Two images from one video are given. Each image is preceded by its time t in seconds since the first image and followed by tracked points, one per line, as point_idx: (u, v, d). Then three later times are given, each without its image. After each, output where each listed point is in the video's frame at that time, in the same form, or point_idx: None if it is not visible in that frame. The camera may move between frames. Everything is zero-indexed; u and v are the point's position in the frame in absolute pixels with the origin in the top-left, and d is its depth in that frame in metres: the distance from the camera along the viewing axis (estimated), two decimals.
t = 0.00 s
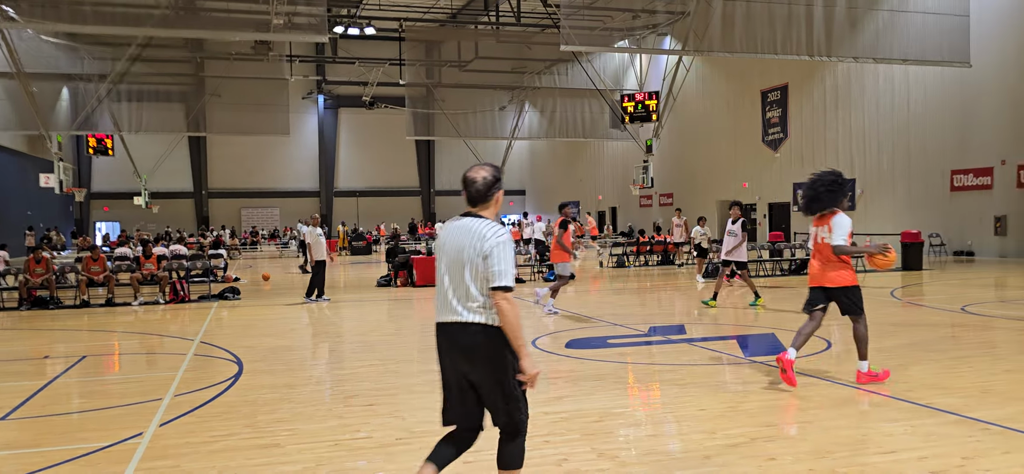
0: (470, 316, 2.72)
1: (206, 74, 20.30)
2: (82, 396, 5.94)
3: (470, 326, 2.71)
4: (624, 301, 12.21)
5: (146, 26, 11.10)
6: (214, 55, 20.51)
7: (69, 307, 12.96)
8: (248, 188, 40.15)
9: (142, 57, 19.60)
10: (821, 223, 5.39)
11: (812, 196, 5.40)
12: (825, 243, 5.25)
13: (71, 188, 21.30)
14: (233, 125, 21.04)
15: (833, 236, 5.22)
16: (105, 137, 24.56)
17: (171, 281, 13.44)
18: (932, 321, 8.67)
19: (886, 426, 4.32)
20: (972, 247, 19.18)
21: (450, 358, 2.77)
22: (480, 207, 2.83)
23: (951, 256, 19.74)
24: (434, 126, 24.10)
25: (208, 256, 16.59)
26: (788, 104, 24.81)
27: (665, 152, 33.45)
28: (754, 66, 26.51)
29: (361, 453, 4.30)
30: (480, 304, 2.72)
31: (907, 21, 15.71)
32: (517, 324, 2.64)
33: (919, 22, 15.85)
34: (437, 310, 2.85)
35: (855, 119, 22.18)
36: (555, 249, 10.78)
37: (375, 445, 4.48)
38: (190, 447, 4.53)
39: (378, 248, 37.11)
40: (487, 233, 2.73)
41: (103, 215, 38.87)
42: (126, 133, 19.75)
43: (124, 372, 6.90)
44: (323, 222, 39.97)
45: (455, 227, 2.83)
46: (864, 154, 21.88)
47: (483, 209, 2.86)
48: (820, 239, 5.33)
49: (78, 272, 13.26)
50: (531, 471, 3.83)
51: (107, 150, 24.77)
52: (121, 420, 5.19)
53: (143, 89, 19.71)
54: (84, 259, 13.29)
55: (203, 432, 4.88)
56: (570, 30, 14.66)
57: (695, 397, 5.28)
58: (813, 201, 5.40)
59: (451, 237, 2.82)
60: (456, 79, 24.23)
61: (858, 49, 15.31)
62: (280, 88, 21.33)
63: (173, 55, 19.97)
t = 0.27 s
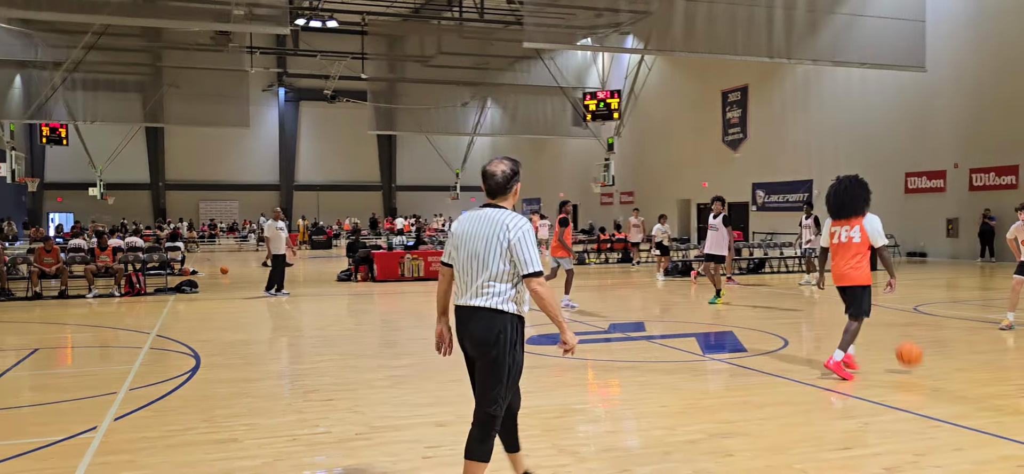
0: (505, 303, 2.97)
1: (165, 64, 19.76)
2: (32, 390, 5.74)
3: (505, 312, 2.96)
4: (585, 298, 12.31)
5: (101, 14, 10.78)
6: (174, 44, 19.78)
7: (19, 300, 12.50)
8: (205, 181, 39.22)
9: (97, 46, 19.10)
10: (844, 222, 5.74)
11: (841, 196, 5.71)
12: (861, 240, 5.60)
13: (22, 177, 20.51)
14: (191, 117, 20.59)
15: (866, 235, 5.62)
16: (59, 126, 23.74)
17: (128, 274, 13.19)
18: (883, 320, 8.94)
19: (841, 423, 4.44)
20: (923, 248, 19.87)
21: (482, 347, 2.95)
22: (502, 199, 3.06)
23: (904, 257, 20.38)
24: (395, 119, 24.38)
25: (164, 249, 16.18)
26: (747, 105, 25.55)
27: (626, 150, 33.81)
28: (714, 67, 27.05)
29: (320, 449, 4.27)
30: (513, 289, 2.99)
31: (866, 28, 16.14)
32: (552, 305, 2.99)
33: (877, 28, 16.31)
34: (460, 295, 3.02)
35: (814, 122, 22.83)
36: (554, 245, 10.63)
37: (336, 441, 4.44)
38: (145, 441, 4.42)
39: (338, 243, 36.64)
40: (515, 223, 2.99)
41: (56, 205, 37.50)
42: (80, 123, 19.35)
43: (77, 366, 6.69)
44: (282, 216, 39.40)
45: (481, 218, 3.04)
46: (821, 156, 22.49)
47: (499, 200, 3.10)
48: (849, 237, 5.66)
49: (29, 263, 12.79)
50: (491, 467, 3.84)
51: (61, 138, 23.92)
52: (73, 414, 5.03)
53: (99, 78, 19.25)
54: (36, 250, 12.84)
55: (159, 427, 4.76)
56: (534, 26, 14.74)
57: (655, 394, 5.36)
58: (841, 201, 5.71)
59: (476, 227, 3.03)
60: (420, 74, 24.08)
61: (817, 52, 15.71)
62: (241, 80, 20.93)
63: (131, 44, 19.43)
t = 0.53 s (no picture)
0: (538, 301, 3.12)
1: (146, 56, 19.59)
2: (6, 385, 5.65)
3: (538, 309, 3.11)
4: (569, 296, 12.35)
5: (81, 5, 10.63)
6: (155, 37, 20.02)
7: None
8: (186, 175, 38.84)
9: (77, 37, 18.79)
10: (871, 223, 6.17)
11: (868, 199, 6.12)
12: (883, 242, 6.03)
13: None
14: (174, 110, 20.39)
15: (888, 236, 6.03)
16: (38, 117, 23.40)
17: (106, 268, 13.03)
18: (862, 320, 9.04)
19: (820, 422, 4.49)
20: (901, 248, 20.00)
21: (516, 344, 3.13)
22: (537, 200, 3.22)
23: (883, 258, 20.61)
24: (379, 115, 24.14)
25: (144, 243, 15.99)
26: (731, 105, 25.81)
27: (610, 148, 33.91)
28: (700, 67, 27.29)
29: (300, 445, 4.24)
30: (545, 287, 3.13)
31: (849, 30, 16.31)
32: (580, 304, 3.09)
33: (859, 30, 16.50)
34: (499, 292, 3.22)
35: (797, 123, 23.01)
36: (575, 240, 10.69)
37: (315, 437, 4.41)
38: (122, 438, 4.37)
39: (321, 239, 36.43)
40: (547, 224, 3.14)
41: (33, 198, 36.92)
42: (59, 115, 18.92)
43: (52, 361, 6.60)
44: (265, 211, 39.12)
45: (517, 219, 3.21)
46: (803, 156, 22.67)
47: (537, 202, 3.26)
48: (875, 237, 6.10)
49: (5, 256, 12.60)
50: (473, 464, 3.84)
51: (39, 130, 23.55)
52: (48, 410, 4.96)
53: (79, 70, 18.90)
54: (12, 243, 12.64)
55: (137, 423, 4.71)
56: (520, 25, 14.64)
57: (636, 392, 5.38)
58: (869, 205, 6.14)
59: (512, 228, 3.21)
60: (404, 70, 24.01)
61: (800, 54, 15.87)
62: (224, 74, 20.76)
63: (111, 36, 19.18)
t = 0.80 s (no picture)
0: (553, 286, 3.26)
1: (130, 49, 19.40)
2: None
3: (551, 294, 3.26)
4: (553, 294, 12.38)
5: None
6: (139, 30, 19.47)
7: None
8: (169, 170, 38.47)
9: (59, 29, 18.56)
10: (889, 230, 6.39)
11: (893, 205, 6.31)
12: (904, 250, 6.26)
13: None
14: (157, 104, 20.20)
15: (910, 245, 6.28)
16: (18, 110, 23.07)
17: (87, 263, 12.88)
18: (844, 320, 9.14)
19: (802, 420, 4.54)
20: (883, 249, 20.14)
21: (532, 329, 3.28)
22: (563, 195, 3.37)
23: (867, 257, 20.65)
24: (365, 112, 23.96)
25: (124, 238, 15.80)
26: (716, 105, 25.96)
27: (596, 146, 34.00)
28: (685, 66, 27.45)
29: (283, 442, 4.23)
30: (563, 276, 3.26)
31: (834, 31, 16.45)
32: (591, 294, 3.16)
33: (843, 32, 16.66)
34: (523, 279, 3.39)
35: (781, 124, 23.20)
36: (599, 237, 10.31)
37: (299, 434, 4.40)
38: (102, 434, 4.34)
39: (306, 235, 36.21)
40: (570, 216, 3.28)
41: (12, 192, 36.39)
42: (40, 107, 18.71)
43: (32, 356, 6.53)
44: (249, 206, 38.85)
45: (543, 211, 3.39)
46: (787, 156, 22.85)
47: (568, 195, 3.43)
48: (894, 245, 6.33)
49: None
50: (457, 461, 3.85)
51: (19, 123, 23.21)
52: (27, 406, 4.91)
53: (60, 62, 18.73)
54: None
55: (118, 419, 4.68)
56: (506, 22, 14.69)
57: (620, 390, 5.41)
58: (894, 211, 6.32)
59: (539, 219, 3.39)
60: (389, 66, 23.93)
61: (785, 54, 16.00)
62: (209, 68, 20.59)
63: (94, 28, 18.94)
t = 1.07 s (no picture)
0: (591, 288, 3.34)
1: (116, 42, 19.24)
2: None
3: (591, 297, 3.34)
4: (541, 291, 12.41)
5: None
6: (125, 23, 19.59)
7: None
8: (156, 164, 38.18)
9: (45, 21, 18.38)
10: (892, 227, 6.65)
11: (895, 205, 6.60)
12: (908, 244, 6.59)
13: None
14: (144, 98, 20.04)
15: (911, 239, 6.64)
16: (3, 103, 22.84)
17: (72, 257, 12.79)
18: (831, 318, 9.21)
19: (788, 418, 4.58)
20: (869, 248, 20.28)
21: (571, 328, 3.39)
22: (604, 203, 3.43)
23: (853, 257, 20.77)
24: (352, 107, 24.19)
25: (110, 232, 15.69)
26: (705, 104, 26.07)
27: (585, 144, 34.07)
28: (675, 64, 27.56)
29: (270, 438, 4.22)
30: (600, 282, 3.33)
31: (822, 30, 16.56)
32: (629, 301, 3.23)
33: (832, 32, 16.77)
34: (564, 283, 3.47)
35: (770, 123, 23.33)
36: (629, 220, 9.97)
37: (285, 430, 4.39)
38: (86, 430, 4.31)
39: (293, 231, 36.05)
40: (611, 224, 3.33)
41: None
42: (25, 100, 18.52)
43: (16, 351, 6.47)
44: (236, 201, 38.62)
45: (584, 217, 3.46)
46: (775, 156, 22.98)
47: (611, 205, 3.49)
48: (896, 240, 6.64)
49: None
50: (445, 458, 3.86)
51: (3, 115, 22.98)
52: (10, 401, 4.87)
53: (46, 54, 18.50)
54: None
55: (103, 415, 4.65)
56: (496, 18, 14.72)
57: (608, 387, 5.43)
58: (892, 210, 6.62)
59: (579, 225, 3.45)
60: (378, 61, 23.86)
61: (774, 52, 16.10)
62: (196, 61, 20.44)
63: (80, 20, 18.76)
